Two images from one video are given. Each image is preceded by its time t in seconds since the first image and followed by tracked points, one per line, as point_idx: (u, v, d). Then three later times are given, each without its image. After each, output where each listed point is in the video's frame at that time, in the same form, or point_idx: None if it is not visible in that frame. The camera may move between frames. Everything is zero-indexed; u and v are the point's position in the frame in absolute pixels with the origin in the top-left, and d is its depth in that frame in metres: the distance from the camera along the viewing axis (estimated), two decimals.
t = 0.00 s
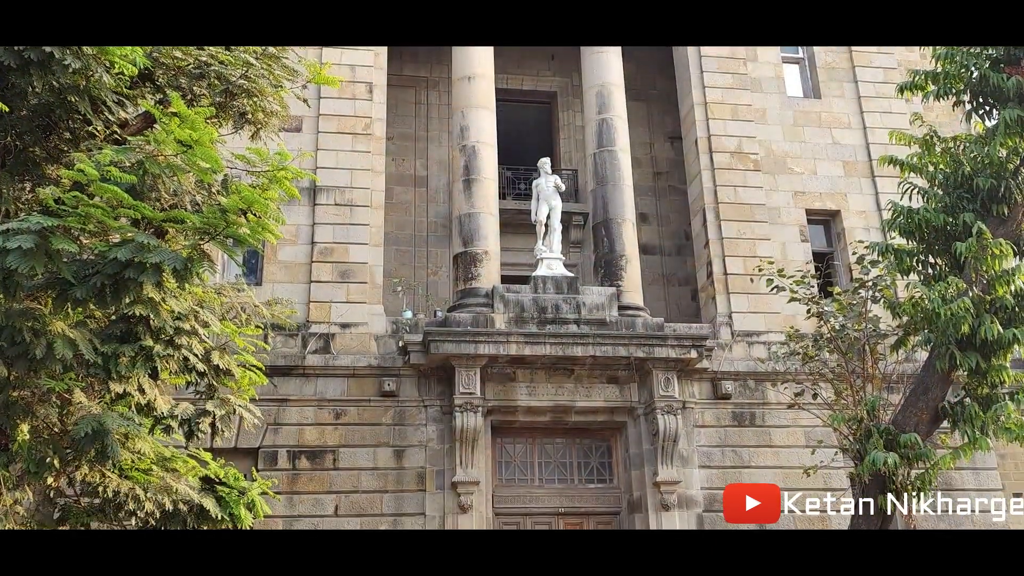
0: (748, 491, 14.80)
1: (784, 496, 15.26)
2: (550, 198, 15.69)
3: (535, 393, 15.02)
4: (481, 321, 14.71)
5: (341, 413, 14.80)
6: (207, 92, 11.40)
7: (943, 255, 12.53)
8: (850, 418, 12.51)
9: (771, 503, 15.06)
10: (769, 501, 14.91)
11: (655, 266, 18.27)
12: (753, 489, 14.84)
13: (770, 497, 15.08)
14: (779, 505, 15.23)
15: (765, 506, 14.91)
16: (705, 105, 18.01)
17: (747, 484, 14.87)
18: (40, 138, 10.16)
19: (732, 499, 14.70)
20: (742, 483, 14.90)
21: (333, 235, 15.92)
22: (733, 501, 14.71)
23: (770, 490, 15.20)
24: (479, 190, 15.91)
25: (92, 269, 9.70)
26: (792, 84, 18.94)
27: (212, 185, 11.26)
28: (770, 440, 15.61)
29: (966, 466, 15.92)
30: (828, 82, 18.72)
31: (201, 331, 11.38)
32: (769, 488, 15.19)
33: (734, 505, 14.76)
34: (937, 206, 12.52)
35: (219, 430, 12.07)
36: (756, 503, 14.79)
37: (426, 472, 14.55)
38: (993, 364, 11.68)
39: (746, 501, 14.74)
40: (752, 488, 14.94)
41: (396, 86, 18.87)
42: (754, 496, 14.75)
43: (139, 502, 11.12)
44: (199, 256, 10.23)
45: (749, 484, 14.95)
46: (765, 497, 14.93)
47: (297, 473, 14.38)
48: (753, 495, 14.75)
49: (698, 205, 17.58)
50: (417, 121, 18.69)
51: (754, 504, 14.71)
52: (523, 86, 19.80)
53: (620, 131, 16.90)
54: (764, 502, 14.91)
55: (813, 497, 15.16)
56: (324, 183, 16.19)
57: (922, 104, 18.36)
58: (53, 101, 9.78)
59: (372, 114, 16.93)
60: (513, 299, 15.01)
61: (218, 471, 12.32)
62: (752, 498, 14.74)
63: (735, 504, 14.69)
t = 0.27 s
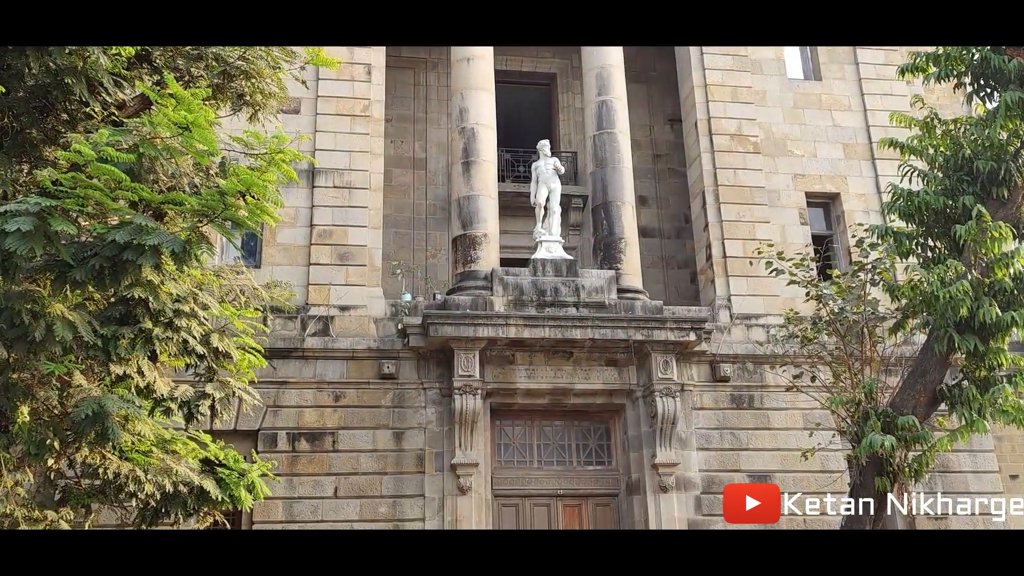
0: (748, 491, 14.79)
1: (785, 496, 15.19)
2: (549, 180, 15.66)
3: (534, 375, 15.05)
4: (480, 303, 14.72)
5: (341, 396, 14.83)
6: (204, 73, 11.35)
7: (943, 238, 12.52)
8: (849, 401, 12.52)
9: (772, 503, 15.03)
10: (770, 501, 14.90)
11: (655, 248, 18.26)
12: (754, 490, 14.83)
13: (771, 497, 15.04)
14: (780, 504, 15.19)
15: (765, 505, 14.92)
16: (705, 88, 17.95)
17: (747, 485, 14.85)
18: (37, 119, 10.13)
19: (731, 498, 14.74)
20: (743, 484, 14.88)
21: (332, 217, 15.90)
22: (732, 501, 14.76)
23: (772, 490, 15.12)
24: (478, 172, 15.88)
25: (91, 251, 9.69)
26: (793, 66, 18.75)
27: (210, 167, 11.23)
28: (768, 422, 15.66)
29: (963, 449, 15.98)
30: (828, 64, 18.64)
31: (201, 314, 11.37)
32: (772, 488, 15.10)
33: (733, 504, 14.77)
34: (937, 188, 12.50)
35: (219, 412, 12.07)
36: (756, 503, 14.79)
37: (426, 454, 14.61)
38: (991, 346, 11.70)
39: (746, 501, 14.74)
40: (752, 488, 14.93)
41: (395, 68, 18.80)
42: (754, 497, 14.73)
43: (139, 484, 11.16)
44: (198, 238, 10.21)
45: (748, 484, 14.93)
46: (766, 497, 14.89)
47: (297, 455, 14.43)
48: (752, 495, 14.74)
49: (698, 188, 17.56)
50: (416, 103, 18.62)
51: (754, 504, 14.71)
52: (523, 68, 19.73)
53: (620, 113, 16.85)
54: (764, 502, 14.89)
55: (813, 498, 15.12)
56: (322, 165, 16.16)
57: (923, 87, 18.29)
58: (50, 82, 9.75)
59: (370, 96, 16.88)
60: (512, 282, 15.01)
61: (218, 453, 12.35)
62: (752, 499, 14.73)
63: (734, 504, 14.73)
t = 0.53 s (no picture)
0: (748, 491, 14.71)
1: (783, 486, 15.24)
2: (548, 163, 15.63)
3: (533, 358, 15.08)
4: (479, 286, 14.72)
5: (340, 378, 14.86)
6: (201, 54, 11.33)
7: (943, 221, 12.51)
8: (847, 383, 12.54)
9: (772, 503, 14.99)
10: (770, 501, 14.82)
11: (654, 231, 18.25)
12: (754, 490, 14.75)
13: (771, 497, 14.97)
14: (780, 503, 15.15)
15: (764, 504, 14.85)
16: (705, 69, 17.87)
17: (747, 484, 14.76)
18: (33, 101, 10.10)
19: (731, 499, 14.67)
20: (743, 483, 14.79)
21: (330, 200, 15.88)
22: (732, 500, 14.69)
23: (772, 490, 15.06)
24: (477, 154, 15.85)
25: (89, 233, 9.68)
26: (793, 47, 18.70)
27: (207, 149, 11.21)
28: (766, 404, 15.70)
29: (960, 431, 16.04)
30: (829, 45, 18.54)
31: (200, 296, 11.38)
32: (772, 488, 15.03)
33: (733, 505, 14.70)
34: (937, 171, 12.47)
35: (219, 395, 12.09)
36: (756, 503, 14.75)
37: (425, 436, 14.66)
38: (989, 329, 11.72)
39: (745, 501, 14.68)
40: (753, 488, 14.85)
41: (394, 49, 18.70)
42: (754, 497, 14.67)
43: (139, 466, 11.20)
44: (196, 221, 10.18)
45: (749, 483, 14.84)
46: (766, 497, 14.83)
47: (296, 437, 14.48)
48: (752, 495, 14.67)
49: (698, 170, 17.52)
50: (415, 85, 18.55)
51: (753, 504, 14.67)
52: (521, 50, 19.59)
53: (620, 94, 16.80)
54: (763, 501, 14.83)
55: (813, 496, 15.13)
56: (321, 147, 16.12)
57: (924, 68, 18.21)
58: (47, 63, 9.73)
59: (368, 77, 16.81)
60: (511, 264, 15.01)
61: (218, 435, 12.38)
62: (752, 499, 14.67)
63: (734, 504, 14.67)
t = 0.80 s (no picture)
0: (748, 491, 14.94)
1: (781, 467, 15.31)
2: (548, 143, 15.58)
3: (532, 338, 15.11)
4: (478, 267, 14.72)
5: (339, 358, 14.89)
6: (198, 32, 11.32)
7: (943, 202, 12.49)
8: (845, 364, 12.56)
9: (771, 503, 15.18)
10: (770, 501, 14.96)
11: (653, 212, 18.23)
12: (754, 489, 14.96)
13: (771, 497, 15.17)
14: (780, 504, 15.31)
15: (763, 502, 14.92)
16: (705, 49, 17.78)
17: (747, 484, 15.01)
18: (30, 80, 10.05)
19: (731, 499, 14.85)
20: (742, 483, 15.03)
21: (329, 180, 15.85)
22: (732, 501, 14.85)
23: (773, 490, 15.19)
24: (476, 134, 15.80)
25: (88, 213, 9.68)
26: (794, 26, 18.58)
27: (206, 128, 11.19)
28: (764, 385, 15.74)
29: (957, 411, 16.09)
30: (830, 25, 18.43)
31: (199, 276, 11.37)
32: (773, 488, 15.19)
33: (733, 505, 14.89)
34: (938, 151, 12.43)
35: (218, 375, 12.10)
36: (756, 503, 14.99)
37: (424, 416, 14.70)
38: (988, 310, 11.72)
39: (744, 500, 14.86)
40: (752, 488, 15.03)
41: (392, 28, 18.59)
42: (754, 497, 14.92)
43: (139, 446, 11.24)
44: (195, 201, 10.13)
45: (748, 483, 15.09)
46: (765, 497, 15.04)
47: (296, 418, 14.53)
48: (752, 495, 14.89)
49: (697, 151, 17.47)
50: (414, 64, 18.45)
51: (753, 504, 14.91)
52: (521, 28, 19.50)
53: (619, 74, 16.72)
54: (763, 501, 15.00)
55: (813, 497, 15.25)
56: (319, 127, 16.07)
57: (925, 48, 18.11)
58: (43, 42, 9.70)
59: (367, 57, 16.73)
60: (510, 245, 15.00)
61: (218, 415, 12.42)
62: (751, 498, 14.89)
63: (734, 504, 14.86)
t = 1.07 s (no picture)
0: (748, 491, 14.94)
1: (779, 451, 15.35)
2: (547, 128, 15.54)
3: (531, 324, 15.12)
4: (477, 252, 14.71)
5: (338, 343, 14.91)
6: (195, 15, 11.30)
7: (942, 187, 12.47)
8: (844, 349, 12.58)
9: (772, 504, 15.14)
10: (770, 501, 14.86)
11: (653, 197, 18.20)
12: (755, 490, 14.97)
13: (771, 498, 15.13)
14: (780, 504, 15.26)
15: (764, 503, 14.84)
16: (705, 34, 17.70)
17: (747, 484, 15.00)
18: (26, 64, 10.01)
19: (732, 498, 14.87)
20: (743, 484, 15.02)
21: (328, 165, 15.82)
22: (732, 501, 14.85)
23: (773, 490, 15.16)
24: (475, 119, 15.75)
25: (86, 198, 9.66)
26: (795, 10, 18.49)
27: (204, 113, 11.17)
28: (763, 370, 15.77)
29: (955, 396, 16.12)
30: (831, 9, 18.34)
31: (198, 261, 11.36)
32: (773, 489, 15.19)
33: (734, 505, 14.87)
34: (938, 136, 12.41)
35: (217, 360, 12.11)
36: (756, 503, 14.95)
37: (423, 401, 14.74)
38: (987, 295, 11.72)
39: (745, 500, 14.86)
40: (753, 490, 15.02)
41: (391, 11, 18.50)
42: (754, 497, 14.89)
43: (139, 430, 11.26)
44: (193, 186, 10.11)
45: (749, 483, 15.06)
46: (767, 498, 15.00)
47: (295, 402, 14.56)
48: (752, 495, 14.87)
49: (697, 136, 17.43)
50: (412, 48, 18.38)
51: (753, 504, 14.86)
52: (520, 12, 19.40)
53: (619, 58, 16.66)
54: (764, 501, 14.95)
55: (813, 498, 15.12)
56: (318, 112, 16.03)
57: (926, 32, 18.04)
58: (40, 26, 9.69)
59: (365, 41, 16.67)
60: (509, 231, 14.99)
61: (217, 400, 12.44)
62: (751, 498, 14.85)
63: (734, 504, 14.86)
